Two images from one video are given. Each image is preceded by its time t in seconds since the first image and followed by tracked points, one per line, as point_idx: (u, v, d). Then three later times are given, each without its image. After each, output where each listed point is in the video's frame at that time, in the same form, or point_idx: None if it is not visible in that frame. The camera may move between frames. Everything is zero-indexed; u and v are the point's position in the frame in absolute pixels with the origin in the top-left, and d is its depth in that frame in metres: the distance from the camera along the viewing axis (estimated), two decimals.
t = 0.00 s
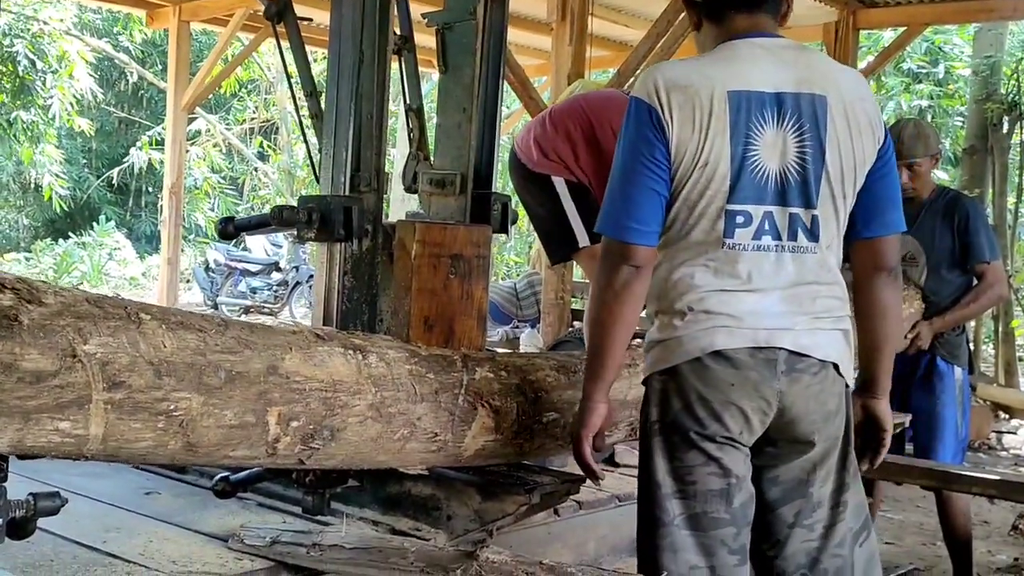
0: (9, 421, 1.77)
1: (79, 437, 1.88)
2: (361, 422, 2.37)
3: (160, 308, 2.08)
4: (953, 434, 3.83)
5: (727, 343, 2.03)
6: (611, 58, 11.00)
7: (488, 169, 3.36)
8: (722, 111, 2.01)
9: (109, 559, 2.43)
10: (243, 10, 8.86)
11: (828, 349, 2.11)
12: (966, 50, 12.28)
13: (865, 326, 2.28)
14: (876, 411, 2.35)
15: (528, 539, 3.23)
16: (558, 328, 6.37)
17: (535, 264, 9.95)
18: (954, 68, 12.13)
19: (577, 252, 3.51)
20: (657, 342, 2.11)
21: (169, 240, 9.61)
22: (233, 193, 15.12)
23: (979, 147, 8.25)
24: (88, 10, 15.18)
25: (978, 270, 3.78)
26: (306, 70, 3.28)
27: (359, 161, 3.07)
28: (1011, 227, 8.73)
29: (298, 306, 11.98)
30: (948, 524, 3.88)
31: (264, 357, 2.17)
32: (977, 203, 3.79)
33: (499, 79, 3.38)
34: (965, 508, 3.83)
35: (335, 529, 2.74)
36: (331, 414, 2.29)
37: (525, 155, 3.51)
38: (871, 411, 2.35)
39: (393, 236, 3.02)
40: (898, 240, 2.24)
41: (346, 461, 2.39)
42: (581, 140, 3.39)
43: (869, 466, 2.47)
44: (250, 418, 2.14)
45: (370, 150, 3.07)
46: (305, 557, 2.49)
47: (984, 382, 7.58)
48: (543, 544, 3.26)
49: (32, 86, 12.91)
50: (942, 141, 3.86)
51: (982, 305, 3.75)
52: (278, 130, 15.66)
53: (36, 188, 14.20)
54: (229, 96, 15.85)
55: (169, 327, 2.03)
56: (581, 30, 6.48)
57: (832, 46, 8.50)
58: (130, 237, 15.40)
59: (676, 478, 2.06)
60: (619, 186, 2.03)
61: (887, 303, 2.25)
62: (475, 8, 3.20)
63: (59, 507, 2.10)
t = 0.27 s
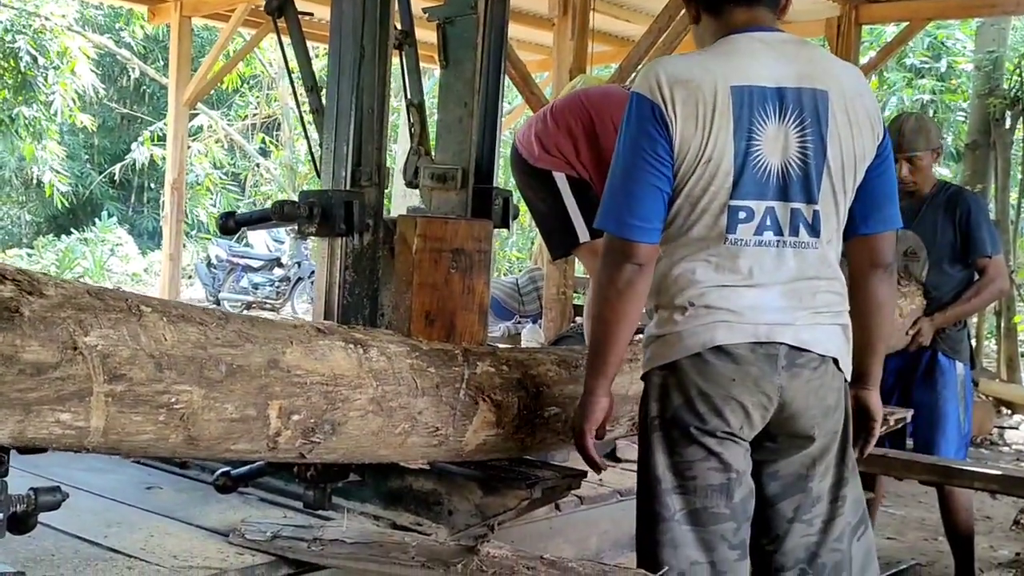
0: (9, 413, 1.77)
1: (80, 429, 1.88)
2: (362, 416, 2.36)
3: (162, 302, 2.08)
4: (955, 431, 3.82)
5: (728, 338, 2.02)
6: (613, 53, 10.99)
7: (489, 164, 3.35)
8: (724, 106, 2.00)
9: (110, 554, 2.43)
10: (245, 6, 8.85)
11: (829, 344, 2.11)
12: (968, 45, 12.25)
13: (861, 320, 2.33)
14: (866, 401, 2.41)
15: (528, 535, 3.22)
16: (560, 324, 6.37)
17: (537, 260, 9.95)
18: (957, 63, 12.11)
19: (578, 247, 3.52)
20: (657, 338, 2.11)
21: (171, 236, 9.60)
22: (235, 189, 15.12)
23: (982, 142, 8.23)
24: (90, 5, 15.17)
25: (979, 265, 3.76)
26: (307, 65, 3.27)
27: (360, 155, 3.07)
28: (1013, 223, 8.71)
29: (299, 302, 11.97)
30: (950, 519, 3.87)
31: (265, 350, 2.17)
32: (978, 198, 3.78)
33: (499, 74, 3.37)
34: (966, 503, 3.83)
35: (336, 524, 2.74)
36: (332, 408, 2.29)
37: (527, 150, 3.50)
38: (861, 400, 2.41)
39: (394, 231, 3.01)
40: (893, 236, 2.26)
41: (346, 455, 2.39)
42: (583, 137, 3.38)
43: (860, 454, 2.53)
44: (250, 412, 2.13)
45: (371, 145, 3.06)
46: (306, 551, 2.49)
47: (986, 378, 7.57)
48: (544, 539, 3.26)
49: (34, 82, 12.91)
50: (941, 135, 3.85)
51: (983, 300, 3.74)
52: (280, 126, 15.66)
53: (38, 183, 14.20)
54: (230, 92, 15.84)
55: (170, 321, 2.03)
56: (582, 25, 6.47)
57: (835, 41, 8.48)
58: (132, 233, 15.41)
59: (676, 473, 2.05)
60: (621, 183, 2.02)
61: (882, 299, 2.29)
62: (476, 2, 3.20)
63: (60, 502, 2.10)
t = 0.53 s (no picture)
0: (12, 406, 1.77)
1: (82, 422, 1.88)
2: (364, 411, 2.37)
3: (164, 296, 2.08)
4: (956, 427, 3.83)
5: (736, 335, 2.03)
6: (615, 49, 10.98)
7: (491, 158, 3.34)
8: (721, 100, 2.01)
9: (112, 549, 2.43)
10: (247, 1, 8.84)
11: (838, 340, 2.10)
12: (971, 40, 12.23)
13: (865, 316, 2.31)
14: (872, 396, 2.41)
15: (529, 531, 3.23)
16: (562, 320, 6.36)
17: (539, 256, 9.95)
18: (959, 58, 12.09)
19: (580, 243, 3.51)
20: (664, 335, 2.12)
21: (173, 232, 9.60)
22: (237, 185, 15.10)
23: (984, 137, 8.22)
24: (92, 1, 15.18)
25: (979, 262, 3.75)
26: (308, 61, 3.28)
27: (361, 150, 3.07)
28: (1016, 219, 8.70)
29: (301, 298, 11.97)
30: (952, 515, 3.87)
31: (267, 344, 2.17)
32: (977, 195, 3.76)
33: (501, 69, 3.38)
34: (969, 498, 3.82)
35: (339, 520, 2.74)
36: (333, 402, 2.29)
37: (528, 148, 3.50)
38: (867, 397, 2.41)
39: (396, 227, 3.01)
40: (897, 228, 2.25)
41: (348, 450, 2.39)
42: (583, 133, 3.38)
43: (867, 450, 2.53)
44: (252, 406, 2.14)
45: (372, 140, 3.06)
46: (307, 547, 2.49)
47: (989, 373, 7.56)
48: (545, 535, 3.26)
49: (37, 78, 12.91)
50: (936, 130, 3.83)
51: (984, 297, 3.73)
52: (282, 122, 15.66)
53: (40, 179, 14.21)
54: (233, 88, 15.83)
55: (173, 314, 2.03)
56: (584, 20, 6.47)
57: (837, 36, 8.46)
58: (134, 229, 15.42)
59: (684, 471, 2.08)
60: (621, 180, 2.02)
61: (886, 293, 2.28)
62: None
63: (63, 497, 2.10)
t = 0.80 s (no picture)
0: (13, 403, 1.77)
1: (83, 419, 1.88)
2: (365, 408, 2.37)
3: (166, 293, 2.08)
4: (957, 425, 3.82)
5: (750, 331, 2.03)
6: (616, 46, 10.98)
7: (493, 155, 3.34)
8: (726, 96, 2.02)
9: (113, 546, 2.43)
10: None
11: (852, 336, 2.10)
12: (972, 37, 12.23)
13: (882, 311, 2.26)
14: (893, 399, 2.33)
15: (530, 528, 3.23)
16: (563, 317, 6.36)
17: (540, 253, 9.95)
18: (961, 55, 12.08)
19: (582, 239, 3.51)
20: (680, 332, 2.12)
21: (175, 229, 9.60)
22: (239, 182, 15.11)
23: (986, 135, 8.21)
24: None
25: (981, 258, 3.75)
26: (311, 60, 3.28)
27: (362, 147, 3.07)
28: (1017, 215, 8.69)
29: (303, 295, 11.97)
30: (953, 512, 3.87)
31: (268, 341, 2.17)
32: (978, 191, 3.77)
33: (501, 66, 3.38)
34: (969, 495, 3.82)
35: (341, 516, 2.74)
36: (334, 399, 2.29)
37: (531, 146, 3.50)
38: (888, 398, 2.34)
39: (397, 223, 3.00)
40: (913, 221, 2.21)
41: (349, 447, 2.39)
42: (585, 132, 3.38)
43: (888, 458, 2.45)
44: (253, 403, 2.14)
45: (373, 136, 3.06)
46: (308, 544, 2.49)
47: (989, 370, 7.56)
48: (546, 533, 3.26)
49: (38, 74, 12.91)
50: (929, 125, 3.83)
51: (987, 293, 3.74)
52: (283, 119, 15.65)
53: (41, 176, 14.21)
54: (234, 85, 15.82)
55: (174, 311, 2.03)
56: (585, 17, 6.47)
57: (839, 33, 8.45)
58: (135, 226, 15.43)
59: (699, 467, 2.08)
60: (626, 176, 2.05)
61: (903, 288, 2.22)
62: None
63: (64, 494, 2.10)
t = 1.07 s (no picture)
0: (13, 401, 1.77)
1: (83, 417, 1.88)
2: (365, 406, 2.37)
3: (166, 291, 2.08)
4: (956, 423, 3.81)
5: (774, 332, 2.05)
6: (616, 44, 10.97)
7: (492, 154, 3.34)
8: (766, 103, 2.05)
9: (113, 544, 2.43)
10: None
11: (874, 337, 2.12)
12: (973, 35, 12.22)
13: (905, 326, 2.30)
14: (924, 417, 2.37)
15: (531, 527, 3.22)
16: (563, 315, 6.37)
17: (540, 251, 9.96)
18: (961, 53, 12.09)
19: (580, 237, 3.51)
20: (705, 332, 2.14)
21: (175, 227, 9.60)
22: (240, 180, 15.12)
23: (986, 133, 8.21)
24: None
25: (980, 256, 3.76)
26: (310, 58, 3.28)
27: (362, 145, 3.07)
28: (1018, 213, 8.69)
29: (303, 292, 11.96)
30: (953, 510, 3.87)
31: (268, 339, 2.17)
32: (978, 189, 3.78)
33: (501, 64, 3.39)
34: (969, 493, 3.83)
35: (341, 514, 2.75)
36: (334, 397, 2.29)
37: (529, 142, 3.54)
38: (918, 417, 2.36)
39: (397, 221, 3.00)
40: (938, 237, 2.26)
41: (350, 445, 2.40)
42: (583, 126, 3.43)
43: (922, 476, 2.46)
44: (253, 401, 2.14)
45: (373, 134, 3.07)
46: (308, 542, 2.50)
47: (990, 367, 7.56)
48: (547, 532, 3.27)
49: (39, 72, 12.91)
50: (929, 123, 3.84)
51: (987, 291, 3.74)
52: (284, 117, 15.66)
53: (41, 174, 14.20)
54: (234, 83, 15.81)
55: (174, 309, 2.03)
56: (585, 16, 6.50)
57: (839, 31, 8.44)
58: (136, 224, 15.44)
59: (718, 462, 2.08)
60: (663, 169, 2.06)
61: (928, 301, 2.26)
62: None
63: (64, 492, 2.10)
